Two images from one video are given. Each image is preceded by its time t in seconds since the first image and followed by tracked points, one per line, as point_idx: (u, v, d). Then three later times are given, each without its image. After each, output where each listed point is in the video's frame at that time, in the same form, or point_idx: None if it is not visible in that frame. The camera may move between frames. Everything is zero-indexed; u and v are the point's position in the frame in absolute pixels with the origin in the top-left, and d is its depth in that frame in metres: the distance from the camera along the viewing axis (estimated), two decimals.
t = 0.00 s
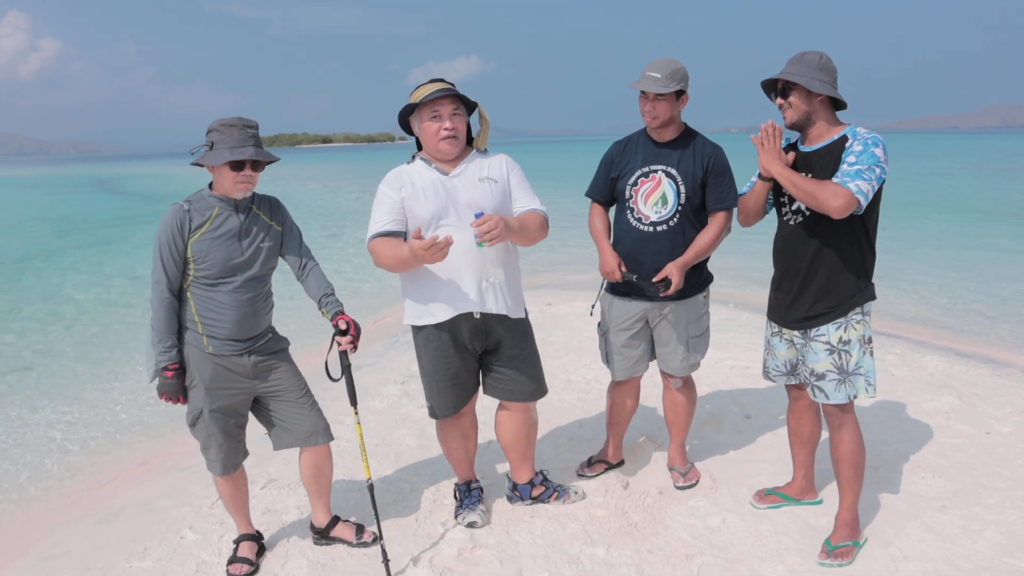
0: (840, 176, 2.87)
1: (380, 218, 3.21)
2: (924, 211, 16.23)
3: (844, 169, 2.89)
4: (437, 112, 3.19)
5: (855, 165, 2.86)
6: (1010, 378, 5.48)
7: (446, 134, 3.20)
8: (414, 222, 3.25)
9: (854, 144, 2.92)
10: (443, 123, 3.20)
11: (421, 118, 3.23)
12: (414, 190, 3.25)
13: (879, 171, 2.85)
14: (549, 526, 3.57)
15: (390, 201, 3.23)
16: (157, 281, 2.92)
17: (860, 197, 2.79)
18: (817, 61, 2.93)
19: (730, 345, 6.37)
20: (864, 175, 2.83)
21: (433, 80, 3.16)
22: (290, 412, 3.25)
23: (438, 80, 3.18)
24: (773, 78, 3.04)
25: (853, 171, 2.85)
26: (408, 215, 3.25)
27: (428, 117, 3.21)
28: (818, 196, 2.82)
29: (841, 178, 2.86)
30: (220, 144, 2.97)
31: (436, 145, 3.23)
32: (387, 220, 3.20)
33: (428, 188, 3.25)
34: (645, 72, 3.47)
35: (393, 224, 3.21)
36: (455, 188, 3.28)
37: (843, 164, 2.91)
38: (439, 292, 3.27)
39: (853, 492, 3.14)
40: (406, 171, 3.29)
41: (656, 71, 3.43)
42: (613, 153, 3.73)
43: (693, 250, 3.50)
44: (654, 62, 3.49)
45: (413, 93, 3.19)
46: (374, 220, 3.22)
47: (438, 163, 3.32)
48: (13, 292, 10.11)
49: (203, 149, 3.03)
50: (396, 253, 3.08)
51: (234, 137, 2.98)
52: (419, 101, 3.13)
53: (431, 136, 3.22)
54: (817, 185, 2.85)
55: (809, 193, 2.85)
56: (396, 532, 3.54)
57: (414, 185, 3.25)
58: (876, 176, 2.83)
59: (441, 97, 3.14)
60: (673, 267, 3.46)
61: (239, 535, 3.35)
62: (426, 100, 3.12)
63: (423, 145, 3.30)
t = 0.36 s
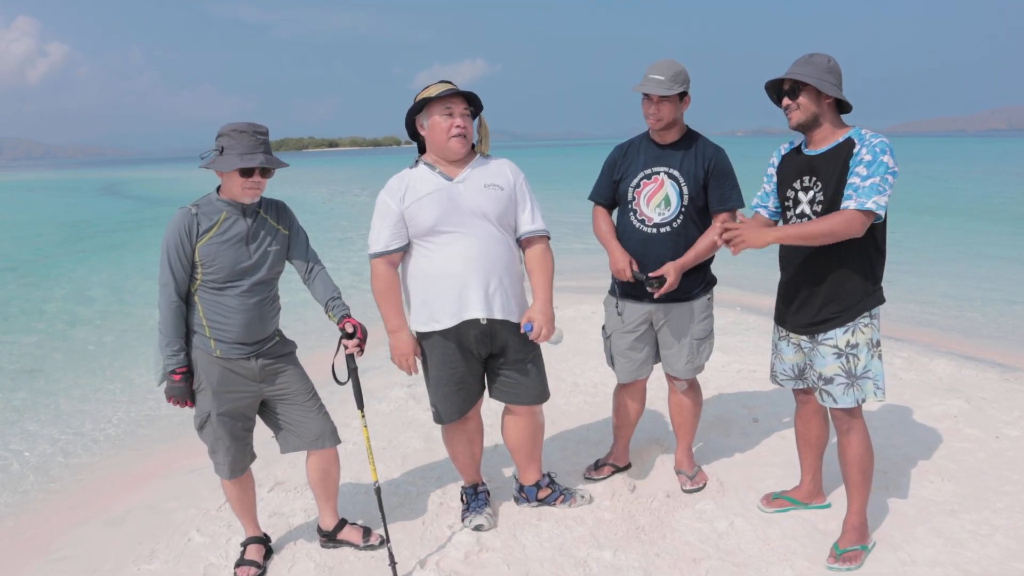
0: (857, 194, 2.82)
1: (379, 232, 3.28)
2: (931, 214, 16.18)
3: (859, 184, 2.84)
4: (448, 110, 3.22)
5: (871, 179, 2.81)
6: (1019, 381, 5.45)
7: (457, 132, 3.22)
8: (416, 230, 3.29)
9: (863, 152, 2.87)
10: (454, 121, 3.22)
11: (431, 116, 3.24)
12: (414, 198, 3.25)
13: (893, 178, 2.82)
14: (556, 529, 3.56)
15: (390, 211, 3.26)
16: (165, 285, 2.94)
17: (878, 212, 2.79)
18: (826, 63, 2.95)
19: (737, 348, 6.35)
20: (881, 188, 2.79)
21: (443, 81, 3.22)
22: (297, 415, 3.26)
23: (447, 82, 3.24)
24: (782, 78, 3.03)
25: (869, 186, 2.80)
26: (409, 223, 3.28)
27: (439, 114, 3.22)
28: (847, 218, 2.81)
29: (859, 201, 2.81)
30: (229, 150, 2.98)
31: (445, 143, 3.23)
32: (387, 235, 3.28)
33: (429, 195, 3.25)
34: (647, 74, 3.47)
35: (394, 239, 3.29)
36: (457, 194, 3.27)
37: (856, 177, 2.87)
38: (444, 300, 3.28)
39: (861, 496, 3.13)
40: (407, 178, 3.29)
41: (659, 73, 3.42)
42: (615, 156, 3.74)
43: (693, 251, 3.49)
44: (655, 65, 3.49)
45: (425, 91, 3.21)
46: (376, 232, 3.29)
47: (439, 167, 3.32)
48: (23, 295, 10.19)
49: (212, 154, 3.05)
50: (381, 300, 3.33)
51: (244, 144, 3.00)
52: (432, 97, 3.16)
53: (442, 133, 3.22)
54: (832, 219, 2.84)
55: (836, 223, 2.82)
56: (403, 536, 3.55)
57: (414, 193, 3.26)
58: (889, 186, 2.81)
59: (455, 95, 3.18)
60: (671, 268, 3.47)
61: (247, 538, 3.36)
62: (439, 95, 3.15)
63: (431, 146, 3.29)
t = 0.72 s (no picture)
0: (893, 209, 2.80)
1: (381, 239, 3.26)
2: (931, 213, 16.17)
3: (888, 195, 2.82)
4: (452, 114, 3.22)
5: (902, 183, 2.79)
6: (1018, 380, 5.46)
7: (462, 138, 3.24)
8: (419, 234, 3.28)
9: (874, 159, 2.84)
10: (459, 126, 3.23)
11: (435, 121, 3.22)
12: (416, 202, 3.24)
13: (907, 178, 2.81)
14: (556, 528, 3.56)
15: (391, 217, 3.24)
16: (164, 284, 2.94)
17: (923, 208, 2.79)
18: (814, 63, 2.97)
19: (736, 347, 6.36)
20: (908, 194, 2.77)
21: (441, 85, 3.20)
22: (296, 414, 3.26)
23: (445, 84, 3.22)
24: (769, 80, 3.04)
25: (907, 189, 2.78)
26: (412, 228, 3.27)
27: (444, 120, 3.21)
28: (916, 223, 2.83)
29: (911, 206, 2.77)
30: (227, 144, 2.99)
31: (450, 149, 3.23)
32: (388, 241, 3.26)
33: (431, 198, 3.24)
34: (640, 76, 3.47)
35: (394, 246, 3.28)
36: (459, 194, 3.28)
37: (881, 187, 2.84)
38: (452, 302, 3.27)
39: (859, 495, 3.13)
40: (406, 181, 3.26)
41: (651, 74, 3.43)
42: (610, 156, 3.73)
43: (691, 258, 3.52)
44: (647, 67, 3.49)
45: (429, 95, 3.16)
46: (376, 240, 3.27)
47: (437, 169, 3.31)
48: (22, 295, 10.19)
49: (210, 151, 3.05)
50: (369, 307, 3.35)
51: (241, 138, 3.00)
52: (436, 102, 3.14)
53: (448, 140, 3.21)
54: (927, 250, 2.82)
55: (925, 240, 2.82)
56: (402, 535, 3.55)
57: (415, 196, 3.24)
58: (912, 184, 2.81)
59: (461, 100, 3.19)
60: (670, 281, 3.51)
61: (246, 537, 3.36)
62: (444, 100, 3.15)
63: (432, 150, 3.28)
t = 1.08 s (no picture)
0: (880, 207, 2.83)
1: (394, 237, 3.16)
2: (928, 213, 16.20)
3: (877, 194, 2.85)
4: (443, 113, 3.23)
5: (890, 187, 2.81)
6: (1014, 379, 5.47)
7: (454, 135, 3.26)
8: (427, 232, 3.25)
9: (873, 158, 2.87)
10: (451, 124, 3.25)
11: (427, 120, 3.22)
12: (421, 200, 3.21)
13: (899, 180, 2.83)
14: (552, 528, 3.57)
15: (400, 215, 3.18)
16: (160, 283, 2.93)
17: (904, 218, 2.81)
18: (821, 63, 2.97)
19: (733, 346, 6.37)
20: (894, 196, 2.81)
21: (430, 83, 3.20)
22: (293, 414, 3.26)
23: (433, 83, 3.22)
24: (780, 80, 3.01)
25: (891, 195, 2.81)
26: (419, 226, 3.23)
27: (436, 118, 3.21)
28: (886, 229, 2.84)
29: (889, 212, 2.80)
30: (224, 144, 2.98)
31: (444, 148, 3.25)
32: (402, 238, 3.17)
33: (435, 195, 3.23)
34: (633, 80, 3.44)
35: (409, 244, 3.19)
36: (460, 191, 3.31)
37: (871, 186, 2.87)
38: (462, 300, 3.28)
39: (855, 494, 3.14)
40: (407, 180, 3.23)
41: (645, 77, 3.40)
42: (604, 156, 3.71)
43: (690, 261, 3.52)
44: (637, 68, 3.47)
45: (420, 95, 3.16)
46: (389, 239, 3.16)
47: (434, 168, 3.31)
48: (19, 294, 10.17)
49: (206, 150, 3.04)
50: (397, 310, 3.15)
51: (238, 137, 3.00)
52: (427, 102, 3.14)
53: (441, 138, 3.22)
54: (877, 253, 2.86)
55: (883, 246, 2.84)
56: (399, 534, 3.55)
57: (419, 194, 3.21)
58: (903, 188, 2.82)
59: (451, 98, 3.21)
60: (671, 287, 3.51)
61: (243, 537, 3.36)
62: (435, 99, 3.15)
63: (425, 149, 3.28)
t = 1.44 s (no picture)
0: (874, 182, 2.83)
1: (391, 235, 3.20)
2: (927, 210, 16.21)
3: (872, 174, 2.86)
4: (441, 107, 3.23)
5: (886, 169, 2.82)
6: (1012, 377, 5.47)
7: (453, 129, 3.25)
8: (427, 227, 3.26)
9: (872, 145, 2.89)
10: (449, 119, 3.24)
11: (424, 116, 3.23)
12: (422, 196, 3.21)
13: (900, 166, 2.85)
14: (551, 524, 3.57)
15: (399, 212, 3.20)
16: (158, 280, 2.92)
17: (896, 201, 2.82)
18: (832, 58, 2.95)
19: (732, 343, 6.36)
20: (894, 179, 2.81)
21: (428, 79, 3.22)
22: (292, 410, 3.25)
23: (431, 78, 3.24)
24: (791, 71, 2.98)
25: (885, 174, 2.82)
26: (419, 222, 3.24)
27: (433, 114, 3.22)
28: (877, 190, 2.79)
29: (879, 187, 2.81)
30: (223, 142, 2.97)
31: (443, 141, 3.23)
32: (398, 236, 3.21)
33: (436, 191, 3.23)
34: (633, 77, 3.41)
35: (405, 241, 3.23)
36: (462, 186, 3.30)
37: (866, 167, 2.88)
38: (463, 295, 3.29)
39: (855, 492, 3.14)
40: (408, 176, 3.23)
41: (645, 73, 3.40)
42: (605, 153, 3.67)
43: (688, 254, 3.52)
44: (634, 65, 3.46)
45: (415, 92, 3.19)
46: (385, 235, 3.21)
47: (436, 162, 3.31)
48: (17, 290, 10.14)
49: (205, 148, 3.03)
50: (386, 306, 3.26)
51: (237, 136, 2.98)
52: (427, 95, 3.15)
53: (439, 133, 3.21)
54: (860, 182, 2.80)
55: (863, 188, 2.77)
56: (398, 531, 3.54)
57: (420, 190, 3.21)
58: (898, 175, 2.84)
59: (447, 92, 3.21)
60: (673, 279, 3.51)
61: (241, 534, 3.35)
62: (434, 93, 3.16)
63: (424, 144, 3.28)
